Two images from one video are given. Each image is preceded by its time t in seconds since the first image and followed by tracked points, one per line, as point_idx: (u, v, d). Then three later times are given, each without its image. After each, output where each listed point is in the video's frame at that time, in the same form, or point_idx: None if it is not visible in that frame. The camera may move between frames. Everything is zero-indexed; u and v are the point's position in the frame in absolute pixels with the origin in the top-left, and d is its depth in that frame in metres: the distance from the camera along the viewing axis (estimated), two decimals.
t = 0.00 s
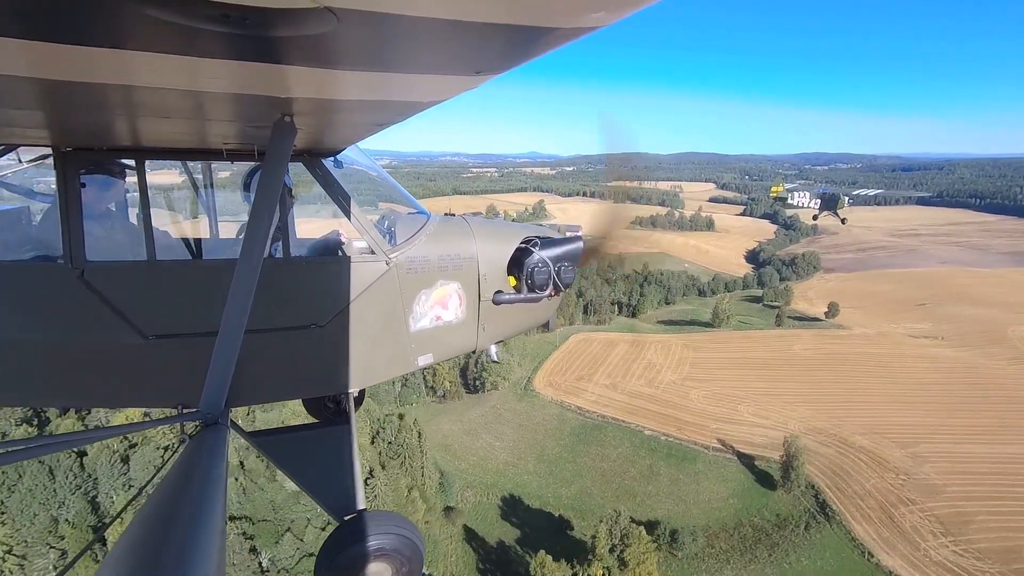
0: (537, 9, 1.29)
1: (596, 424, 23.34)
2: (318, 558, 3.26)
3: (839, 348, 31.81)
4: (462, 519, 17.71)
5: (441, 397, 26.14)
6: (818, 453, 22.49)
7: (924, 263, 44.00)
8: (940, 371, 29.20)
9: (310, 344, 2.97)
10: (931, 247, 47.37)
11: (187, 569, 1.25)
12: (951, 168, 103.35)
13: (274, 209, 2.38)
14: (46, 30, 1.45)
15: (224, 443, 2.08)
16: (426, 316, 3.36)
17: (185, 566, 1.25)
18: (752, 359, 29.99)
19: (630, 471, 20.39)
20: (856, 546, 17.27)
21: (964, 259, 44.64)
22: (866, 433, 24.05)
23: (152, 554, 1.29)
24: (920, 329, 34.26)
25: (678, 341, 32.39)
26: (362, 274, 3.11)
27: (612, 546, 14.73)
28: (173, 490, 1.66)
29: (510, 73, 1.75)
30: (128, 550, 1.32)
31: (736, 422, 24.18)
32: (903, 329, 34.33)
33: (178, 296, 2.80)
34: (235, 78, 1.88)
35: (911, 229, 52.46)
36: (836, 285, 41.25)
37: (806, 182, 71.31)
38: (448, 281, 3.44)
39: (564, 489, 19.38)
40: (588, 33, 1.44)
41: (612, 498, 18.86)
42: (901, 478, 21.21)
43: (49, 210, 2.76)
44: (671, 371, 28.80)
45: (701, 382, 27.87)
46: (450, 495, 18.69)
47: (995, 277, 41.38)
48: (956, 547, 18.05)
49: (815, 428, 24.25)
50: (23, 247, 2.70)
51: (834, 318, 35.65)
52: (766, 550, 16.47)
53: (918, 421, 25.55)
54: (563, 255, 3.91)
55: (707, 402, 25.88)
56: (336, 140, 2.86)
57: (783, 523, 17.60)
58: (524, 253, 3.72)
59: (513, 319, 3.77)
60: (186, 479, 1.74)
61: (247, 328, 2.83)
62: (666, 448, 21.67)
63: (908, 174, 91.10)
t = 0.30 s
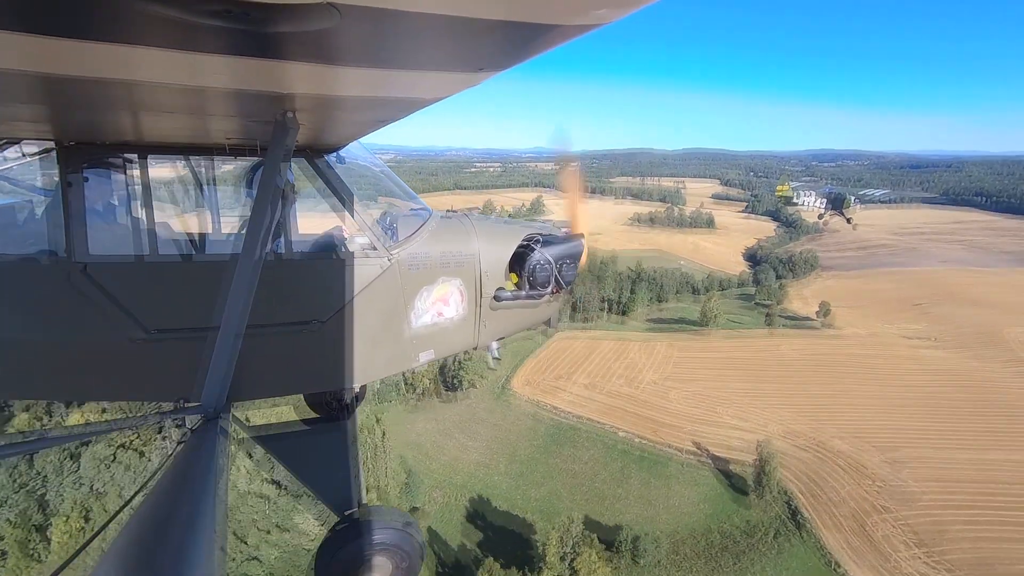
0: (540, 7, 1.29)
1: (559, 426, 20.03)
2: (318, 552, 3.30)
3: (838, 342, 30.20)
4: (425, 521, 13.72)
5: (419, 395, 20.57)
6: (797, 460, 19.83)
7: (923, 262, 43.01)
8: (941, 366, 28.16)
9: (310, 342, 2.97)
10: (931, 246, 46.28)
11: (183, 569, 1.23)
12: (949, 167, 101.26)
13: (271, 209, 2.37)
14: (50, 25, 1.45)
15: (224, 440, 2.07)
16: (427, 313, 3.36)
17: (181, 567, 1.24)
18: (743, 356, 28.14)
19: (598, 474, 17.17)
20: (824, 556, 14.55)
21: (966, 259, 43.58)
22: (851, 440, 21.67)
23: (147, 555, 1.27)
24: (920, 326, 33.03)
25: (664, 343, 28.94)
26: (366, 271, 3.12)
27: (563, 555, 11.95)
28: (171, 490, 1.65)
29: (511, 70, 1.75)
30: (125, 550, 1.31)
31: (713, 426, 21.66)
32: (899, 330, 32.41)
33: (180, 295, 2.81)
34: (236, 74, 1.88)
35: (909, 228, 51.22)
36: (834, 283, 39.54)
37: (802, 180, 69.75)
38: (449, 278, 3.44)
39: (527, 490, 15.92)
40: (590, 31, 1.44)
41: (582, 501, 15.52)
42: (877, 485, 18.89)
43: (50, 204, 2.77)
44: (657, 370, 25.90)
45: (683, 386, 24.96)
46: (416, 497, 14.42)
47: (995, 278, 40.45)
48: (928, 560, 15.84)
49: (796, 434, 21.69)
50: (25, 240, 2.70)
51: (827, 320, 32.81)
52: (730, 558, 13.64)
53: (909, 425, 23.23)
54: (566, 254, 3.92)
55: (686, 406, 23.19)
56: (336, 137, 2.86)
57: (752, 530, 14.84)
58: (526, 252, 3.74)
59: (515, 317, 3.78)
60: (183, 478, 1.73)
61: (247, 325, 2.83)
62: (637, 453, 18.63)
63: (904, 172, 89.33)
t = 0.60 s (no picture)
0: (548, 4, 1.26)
1: (524, 432, 16.57)
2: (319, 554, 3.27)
3: (835, 344, 29.40)
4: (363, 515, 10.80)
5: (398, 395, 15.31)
6: (777, 475, 17.22)
7: (923, 266, 42.44)
8: (941, 368, 27.56)
9: (313, 343, 2.94)
10: (929, 251, 45.70)
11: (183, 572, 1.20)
12: (946, 170, 100.05)
13: (274, 208, 2.33)
14: (50, 22, 1.41)
15: (225, 441, 2.04)
16: (429, 315, 3.32)
17: (183, 568, 1.20)
18: (736, 353, 26.89)
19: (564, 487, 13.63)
20: None
21: (967, 263, 42.95)
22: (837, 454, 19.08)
23: (148, 552, 1.24)
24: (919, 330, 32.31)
25: (646, 348, 26.71)
26: (368, 272, 3.09)
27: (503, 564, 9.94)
28: (171, 490, 1.62)
29: (517, 69, 1.72)
30: (126, 548, 1.28)
31: (692, 435, 19.07)
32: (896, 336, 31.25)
33: (181, 295, 2.80)
34: (236, 72, 1.84)
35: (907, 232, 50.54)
36: (832, 287, 38.46)
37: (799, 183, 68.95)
38: (452, 281, 3.41)
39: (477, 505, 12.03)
40: (596, 30, 1.41)
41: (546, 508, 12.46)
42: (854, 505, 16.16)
43: (46, 206, 2.75)
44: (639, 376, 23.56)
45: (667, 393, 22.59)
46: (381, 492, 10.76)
47: (994, 283, 39.90)
48: None
49: (786, 452, 18.76)
50: (20, 243, 2.66)
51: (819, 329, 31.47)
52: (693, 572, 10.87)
53: (904, 438, 20.78)
54: (569, 257, 3.93)
55: (663, 416, 20.42)
56: (338, 136, 2.82)
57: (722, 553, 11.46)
58: (530, 256, 3.73)
59: (518, 320, 3.75)
60: (184, 479, 1.70)
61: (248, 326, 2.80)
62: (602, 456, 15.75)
63: (900, 173, 88.40)
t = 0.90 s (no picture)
0: None
1: (501, 438, 17.91)
2: (320, 549, 3.26)
3: (824, 343, 29.05)
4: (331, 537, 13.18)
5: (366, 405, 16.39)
6: (749, 483, 16.87)
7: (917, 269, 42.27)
8: (933, 364, 27.02)
9: (316, 342, 2.93)
10: (924, 255, 45.57)
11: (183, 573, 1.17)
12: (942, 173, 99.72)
13: (278, 205, 2.32)
14: (54, 19, 1.39)
15: (227, 441, 2.02)
16: (431, 316, 3.30)
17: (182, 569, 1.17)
18: (724, 355, 26.68)
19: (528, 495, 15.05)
20: None
21: (963, 267, 42.74)
22: (810, 461, 18.46)
23: (149, 551, 1.21)
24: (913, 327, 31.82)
25: (627, 349, 26.51)
26: (369, 272, 3.06)
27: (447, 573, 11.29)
28: (173, 487, 1.59)
29: (520, 66, 1.69)
30: (126, 548, 1.24)
31: (667, 442, 18.85)
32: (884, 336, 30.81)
33: (185, 292, 2.77)
34: (240, 68, 1.82)
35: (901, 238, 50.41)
36: (826, 290, 38.09)
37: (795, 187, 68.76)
38: (455, 280, 3.38)
39: (452, 515, 14.08)
40: (602, 28, 1.38)
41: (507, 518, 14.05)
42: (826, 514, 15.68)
43: (53, 200, 2.71)
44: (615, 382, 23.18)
45: (643, 395, 22.22)
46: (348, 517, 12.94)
47: (988, 285, 39.73)
48: None
49: (756, 458, 18.37)
50: (26, 237, 2.66)
51: (805, 332, 30.55)
52: None
53: (883, 439, 20.23)
54: (574, 256, 3.84)
55: (637, 421, 20.13)
56: (342, 133, 2.79)
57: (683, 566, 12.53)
58: (533, 253, 3.67)
59: (521, 320, 3.71)
60: (185, 475, 1.68)
61: (250, 324, 2.78)
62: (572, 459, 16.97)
63: (895, 176, 88.16)
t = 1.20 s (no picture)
0: None
1: (471, 443, 17.94)
2: (321, 541, 3.27)
3: (807, 345, 29.19)
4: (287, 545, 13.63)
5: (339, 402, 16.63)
6: (716, 491, 16.77)
7: (909, 270, 42.20)
8: (916, 370, 27.16)
9: (317, 335, 2.94)
10: (916, 257, 45.50)
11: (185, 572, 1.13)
12: (937, 173, 99.45)
13: (280, 198, 2.32)
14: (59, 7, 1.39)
15: (229, 433, 2.02)
16: (433, 309, 3.31)
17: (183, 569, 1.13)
18: (705, 356, 26.66)
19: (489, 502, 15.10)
20: None
21: (955, 268, 42.61)
22: (779, 468, 18.34)
23: (149, 551, 1.17)
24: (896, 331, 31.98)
25: (605, 352, 26.53)
26: (370, 265, 3.07)
27: None
28: (172, 482, 1.57)
29: (523, 58, 1.69)
30: (124, 547, 1.20)
31: (639, 447, 18.84)
32: (864, 339, 30.93)
33: (188, 286, 2.76)
34: (243, 58, 1.81)
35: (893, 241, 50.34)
36: (815, 293, 38.07)
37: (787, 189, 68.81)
38: (457, 274, 3.39)
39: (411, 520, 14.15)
40: (607, 19, 1.37)
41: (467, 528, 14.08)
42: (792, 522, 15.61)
43: (57, 190, 2.72)
44: (590, 385, 23.12)
45: (616, 398, 22.23)
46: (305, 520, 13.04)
47: (978, 285, 39.84)
48: None
49: (724, 463, 18.28)
50: (31, 228, 2.68)
51: (785, 335, 30.65)
52: None
53: (854, 445, 20.12)
54: (576, 250, 3.83)
55: (607, 425, 20.20)
56: (346, 126, 2.80)
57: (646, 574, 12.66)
58: (536, 247, 3.66)
59: (523, 314, 3.72)
60: (185, 470, 1.67)
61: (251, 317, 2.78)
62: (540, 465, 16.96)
63: (888, 176, 88.02)
